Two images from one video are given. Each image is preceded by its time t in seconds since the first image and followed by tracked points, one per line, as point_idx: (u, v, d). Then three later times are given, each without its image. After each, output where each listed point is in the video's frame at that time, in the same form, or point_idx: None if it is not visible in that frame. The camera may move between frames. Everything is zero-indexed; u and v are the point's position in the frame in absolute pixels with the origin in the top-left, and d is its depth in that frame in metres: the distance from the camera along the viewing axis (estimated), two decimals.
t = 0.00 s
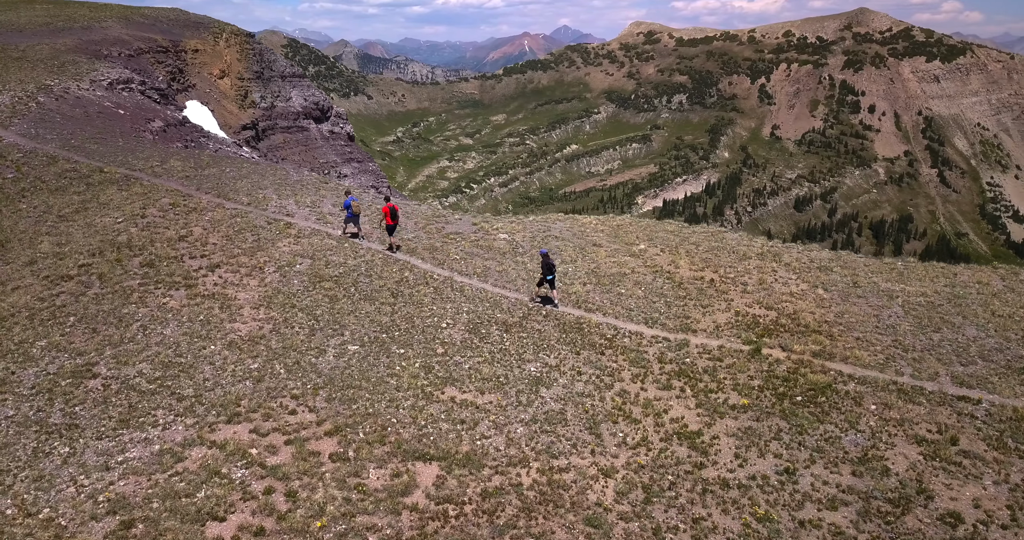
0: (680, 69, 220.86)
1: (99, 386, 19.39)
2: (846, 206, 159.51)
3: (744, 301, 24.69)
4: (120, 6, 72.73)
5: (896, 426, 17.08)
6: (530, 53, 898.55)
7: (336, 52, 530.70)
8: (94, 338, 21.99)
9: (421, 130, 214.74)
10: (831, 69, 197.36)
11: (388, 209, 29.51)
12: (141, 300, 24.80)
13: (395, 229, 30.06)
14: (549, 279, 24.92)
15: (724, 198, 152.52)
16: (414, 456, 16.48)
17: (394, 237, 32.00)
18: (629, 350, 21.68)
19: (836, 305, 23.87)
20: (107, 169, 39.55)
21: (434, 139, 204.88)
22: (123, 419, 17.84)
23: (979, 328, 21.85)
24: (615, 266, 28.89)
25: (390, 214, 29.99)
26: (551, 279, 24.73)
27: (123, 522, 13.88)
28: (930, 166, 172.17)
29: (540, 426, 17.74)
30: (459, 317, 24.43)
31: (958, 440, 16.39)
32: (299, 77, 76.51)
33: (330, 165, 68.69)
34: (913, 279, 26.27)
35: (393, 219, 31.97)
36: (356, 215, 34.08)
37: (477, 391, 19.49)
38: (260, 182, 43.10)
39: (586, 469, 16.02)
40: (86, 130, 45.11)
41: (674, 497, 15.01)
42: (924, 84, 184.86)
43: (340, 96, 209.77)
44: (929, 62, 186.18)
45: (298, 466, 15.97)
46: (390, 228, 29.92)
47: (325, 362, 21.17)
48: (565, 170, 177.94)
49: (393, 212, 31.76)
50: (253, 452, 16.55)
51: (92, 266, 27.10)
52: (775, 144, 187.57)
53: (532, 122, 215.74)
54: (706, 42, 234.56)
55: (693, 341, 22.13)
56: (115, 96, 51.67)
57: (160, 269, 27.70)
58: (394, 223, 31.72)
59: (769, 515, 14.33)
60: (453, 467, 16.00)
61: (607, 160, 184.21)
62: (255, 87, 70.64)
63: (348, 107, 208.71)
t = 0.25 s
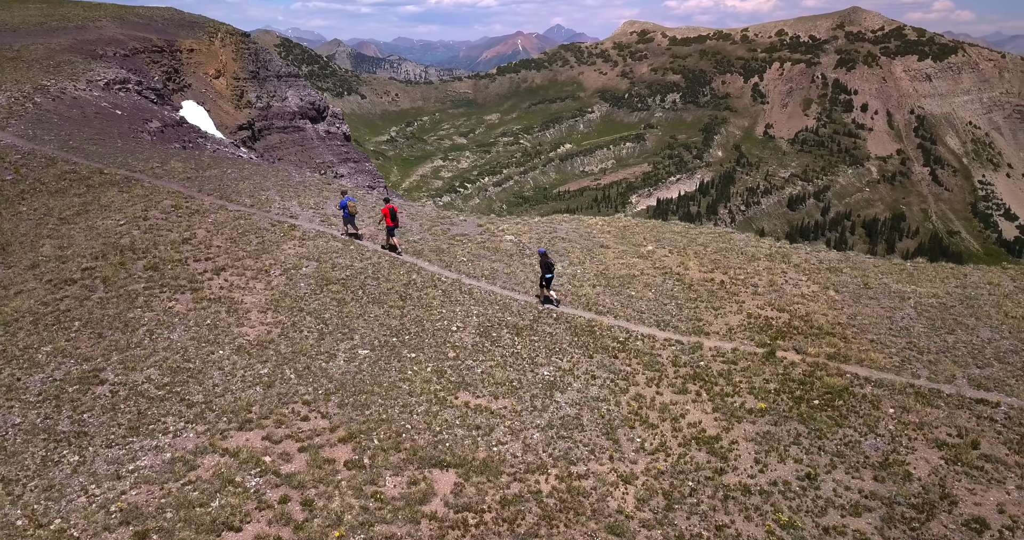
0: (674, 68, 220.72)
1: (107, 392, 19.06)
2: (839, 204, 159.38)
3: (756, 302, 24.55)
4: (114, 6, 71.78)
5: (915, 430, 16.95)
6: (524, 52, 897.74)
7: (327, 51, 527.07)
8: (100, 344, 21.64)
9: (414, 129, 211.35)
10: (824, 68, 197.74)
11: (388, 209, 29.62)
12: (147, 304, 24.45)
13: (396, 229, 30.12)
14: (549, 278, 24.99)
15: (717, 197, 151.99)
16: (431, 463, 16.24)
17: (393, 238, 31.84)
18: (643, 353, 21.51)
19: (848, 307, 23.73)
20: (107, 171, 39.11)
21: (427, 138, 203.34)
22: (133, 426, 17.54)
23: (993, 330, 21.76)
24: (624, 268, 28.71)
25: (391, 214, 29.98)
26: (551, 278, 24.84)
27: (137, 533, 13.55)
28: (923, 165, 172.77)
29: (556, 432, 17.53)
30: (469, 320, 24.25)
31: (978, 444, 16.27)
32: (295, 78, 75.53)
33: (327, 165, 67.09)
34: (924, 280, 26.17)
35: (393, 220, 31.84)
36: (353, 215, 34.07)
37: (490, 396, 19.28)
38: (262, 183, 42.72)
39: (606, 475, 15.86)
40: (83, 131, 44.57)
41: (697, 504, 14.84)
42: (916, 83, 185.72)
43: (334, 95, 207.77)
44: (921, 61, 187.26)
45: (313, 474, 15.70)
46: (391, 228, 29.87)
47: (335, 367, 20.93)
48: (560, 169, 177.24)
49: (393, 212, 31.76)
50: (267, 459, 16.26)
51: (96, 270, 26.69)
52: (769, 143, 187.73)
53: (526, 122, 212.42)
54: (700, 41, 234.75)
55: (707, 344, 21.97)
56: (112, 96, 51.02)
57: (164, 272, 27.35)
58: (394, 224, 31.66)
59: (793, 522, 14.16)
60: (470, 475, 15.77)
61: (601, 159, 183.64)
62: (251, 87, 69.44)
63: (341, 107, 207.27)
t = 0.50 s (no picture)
0: (667, 67, 220.60)
1: (114, 398, 18.70)
2: (833, 203, 156.59)
3: (769, 303, 24.37)
4: (107, 5, 70.73)
5: (936, 432, 16.82)
6: (517, 52, 897.39)
7: (319, 51, 524.85)
8: (106, 348, 21.27)
9: (408, 128, 209.15)
10: (817, 66, 197.14)
11: (388, 206, 29.71)
12: (152, 308, 24.10)
13: (394, 226, 30.26)
14: (550, 277, 24.96)
15: (711, 196, 153.50)
16: (447, 469, 16.01)
17: (392, 236, 31.96)
18: (656, 356, 21.29)
19: (861, 308, 23.56)
20: (107, 172, 38.66)
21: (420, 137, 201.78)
22: (142, 432, 17.23)
23: (1007, 330, 21.65)
24: (633, 269, 28.52)
25: (389, 212, 30.07)
26: (551, 277, 24.81)
27: None
28: (915, 163, 173.27)
29: (573, 437, 17.32)
30: (479, 322, 24.00)
31: (1000, 446, 16.13)
32: (291, 77, 73.22)
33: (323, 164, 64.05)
34: (936, 281, 26.05)
35: (393, 218, 32.02)
36: (350, 213, 34.13)
37: (503, 399, 19.08)
38: (264, 184, 42.38)
39: (625, 481, 15.64)
40: (82, 131, 44.13)
41: (720, 510, 14.63)
42: (909, 82, 185.87)
43: (327, 95, 205.98)
44: (914, 60, 187.73)
45: (328, 482, 15.41)
46: (389, 226, 29.97)
47: (346, 371, 20.67)
48: (554, 169, 176.89)
49: (393, 210, 31.83)
50: (281, 467, 15.98)
51: (100, 273, 26.29)
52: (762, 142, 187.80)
53: (520, 121, 213.37)
54: (693, 40, 234.72)
55: (721, 347, 21.77)
56: (109, 96, 50.41)
57: (169, 275, 26.95)
58: (393, 222, 31.69)
59: (819, 528, 13.94)
60: (488, 481, 15.54)
61: (595, 158, 183.26)
62: (247, 87, 67.13)
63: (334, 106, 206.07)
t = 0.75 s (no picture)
0: (661, 67, 220.84)
1: (121, 406, 18.34)
2: (826, 202, 160.33)
3: (780, 306, 24.19)
4: (100, 5, 69.89)
5: (955, 437, 16.67)
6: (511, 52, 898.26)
7: (313, 51, 525.40)
8: (110, 355, 20.88)
9: (402, 128, 207.23)
10: (810, 66, 198.49)
11: (385, 207, 29.62)
12: (156, 313, 23.74)
13: (393, 227, 30.33)
14: (550, 278, 24.82)
15: (705, 195, 153.56)
16: (464, 478, 15.75)
17: (390, 236, 31.95)
18: (669, 361, 21.09)
19: (873, 311, 23.39)
20: (107, 174, 38.19)
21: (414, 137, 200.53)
22: (150, 441, 16.90)
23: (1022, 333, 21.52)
24: (642, 272, 28.27)
25: (387, 213, 30.03)
26: (553, 278, 24.72)
27: None
28: (908, 162, 173.30)
29: (590, 445, 17.08)
30: (489, 327, 23.70)
31: (1022, 451, 15.97)
32: (287, 77, 72.26)
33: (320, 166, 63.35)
34: (948, 283, 25.89)
35: (390, 218, 31.95)
36: (347, 214, 33.85)
37: (516, 405, 18.83)
38: (266, 186, 41.97)
39: (644, 489, 15.41)
40: (79, 133, 43.62)
41: (742, 519, 14.42)
42: (901, 82, 185.84)
43: (321, 95, 204.44)
44: (906, 59, 188.21)
45: (343, 492, 15.11)
46: (387, 226, 29.89)
47: (356, 377, 20.38)
48: (548, 169, 176.61)
49: (390, 211, 31.70)
50: (293, 476, 15.66)
51: (103, 277, 25.89)
52: (756, 142, 188.01)
53: (514, 121, 212.59)
54: (686, 39, 235.14)
55: (734, 351, 21.54)
56: (105, 98, 49.84)
57: (172, 279, 26.55)
58: (391, 223, 31.79)
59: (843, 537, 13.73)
60: (506, 490, 15.29)
61: (589, 158, 183.13)
62: (242, 87, 66.30)
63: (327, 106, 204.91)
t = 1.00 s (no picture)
0: (654, 66, 220.97)
1: (127, 415, 17.98)
2: (820, 202, 159.77)
3: (790, 310, 24.02)
4: (93, 5, 69.11)
5: (976, 444, 16.49)
6: (505, 52, 897.53)
7: (305, 50, 522.59)
8: (115, 363, 20.48)
9: (396, 128, 204.04)
10: (803, 66, 199.18)
11: (382, 208, 29.62)
12: (160, 319, 23.35)
13: (389, 228, 30.31)
14: (550, 279, 24.89)
15: (699, 194, 152.51)
16: (480, 489, 15.46)
17: (388, 237, 31.82)
18: (683, 367, 20.83)
19: (886, 315, 23.20)
20: (105, 177, 37.62)
21: (408, 136, 198.77)
22: (158, 451, 16.55)
23: None
24: (650, 275, 28.02)
25: (384, 214, 30.02)
26: (552, 280, 24.77)
27: None
28: (900, 162, 174.15)
29: (606, 454, 16.84)
30: (498, 332, 23.40)
31: None
32: (283, 78, 71.37)
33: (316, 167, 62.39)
34: (958, 286, 25.75)
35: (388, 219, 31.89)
36: (344, 216, 33.54)
37: (529, 413, 18.57)
38: (267, 189, 41.60)
39: (664, 499, 15.19)
40: (75, 135, 43.05)
41: (765, 530, 14.18)
42: (894, 80, 187.26)
43: (314, 95, 202.24)
44: (898, 58, 189.15)
45: (357, 503, 14.76)
46: (384, 228, 29.91)
47: (365, 384, 20.12)
48: (542, 168, 176.09)
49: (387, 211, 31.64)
50: (306, 488, 15.30)
51: (105, 283, 25.46)
52: (749, 141, 188.01)
53: (507, 120, 211.89)
54: (680, 39, 235.47)
55: (747, 356, 21.31)
56: (101, 99, 49.22)
57: (175, 284, 26.15)
58: (388, 223, 31.69)
59: None
60: (523, 501, 15.02)
61: (583, 157, 182.83)
62: (237, 87, 65.50)
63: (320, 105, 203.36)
